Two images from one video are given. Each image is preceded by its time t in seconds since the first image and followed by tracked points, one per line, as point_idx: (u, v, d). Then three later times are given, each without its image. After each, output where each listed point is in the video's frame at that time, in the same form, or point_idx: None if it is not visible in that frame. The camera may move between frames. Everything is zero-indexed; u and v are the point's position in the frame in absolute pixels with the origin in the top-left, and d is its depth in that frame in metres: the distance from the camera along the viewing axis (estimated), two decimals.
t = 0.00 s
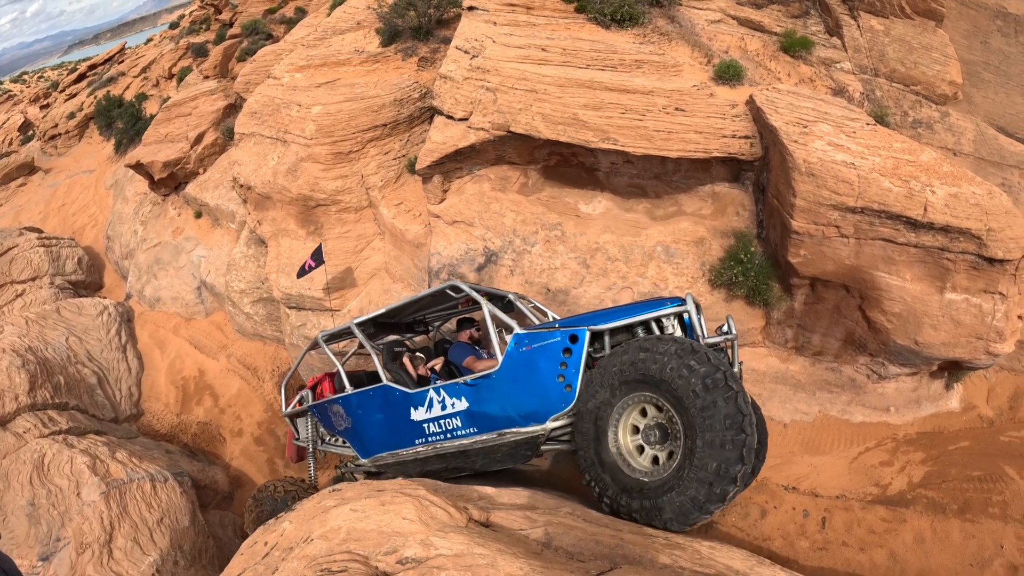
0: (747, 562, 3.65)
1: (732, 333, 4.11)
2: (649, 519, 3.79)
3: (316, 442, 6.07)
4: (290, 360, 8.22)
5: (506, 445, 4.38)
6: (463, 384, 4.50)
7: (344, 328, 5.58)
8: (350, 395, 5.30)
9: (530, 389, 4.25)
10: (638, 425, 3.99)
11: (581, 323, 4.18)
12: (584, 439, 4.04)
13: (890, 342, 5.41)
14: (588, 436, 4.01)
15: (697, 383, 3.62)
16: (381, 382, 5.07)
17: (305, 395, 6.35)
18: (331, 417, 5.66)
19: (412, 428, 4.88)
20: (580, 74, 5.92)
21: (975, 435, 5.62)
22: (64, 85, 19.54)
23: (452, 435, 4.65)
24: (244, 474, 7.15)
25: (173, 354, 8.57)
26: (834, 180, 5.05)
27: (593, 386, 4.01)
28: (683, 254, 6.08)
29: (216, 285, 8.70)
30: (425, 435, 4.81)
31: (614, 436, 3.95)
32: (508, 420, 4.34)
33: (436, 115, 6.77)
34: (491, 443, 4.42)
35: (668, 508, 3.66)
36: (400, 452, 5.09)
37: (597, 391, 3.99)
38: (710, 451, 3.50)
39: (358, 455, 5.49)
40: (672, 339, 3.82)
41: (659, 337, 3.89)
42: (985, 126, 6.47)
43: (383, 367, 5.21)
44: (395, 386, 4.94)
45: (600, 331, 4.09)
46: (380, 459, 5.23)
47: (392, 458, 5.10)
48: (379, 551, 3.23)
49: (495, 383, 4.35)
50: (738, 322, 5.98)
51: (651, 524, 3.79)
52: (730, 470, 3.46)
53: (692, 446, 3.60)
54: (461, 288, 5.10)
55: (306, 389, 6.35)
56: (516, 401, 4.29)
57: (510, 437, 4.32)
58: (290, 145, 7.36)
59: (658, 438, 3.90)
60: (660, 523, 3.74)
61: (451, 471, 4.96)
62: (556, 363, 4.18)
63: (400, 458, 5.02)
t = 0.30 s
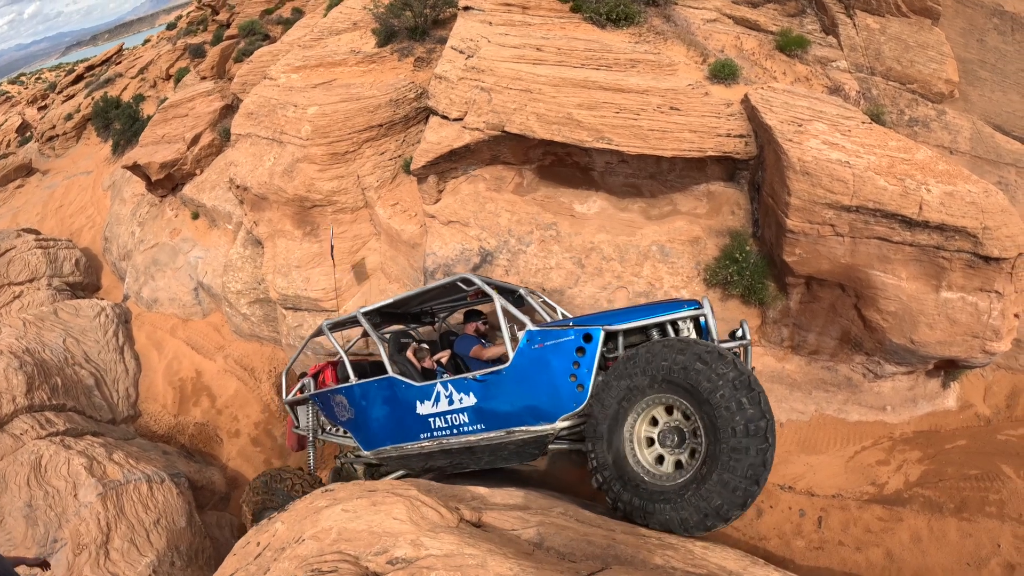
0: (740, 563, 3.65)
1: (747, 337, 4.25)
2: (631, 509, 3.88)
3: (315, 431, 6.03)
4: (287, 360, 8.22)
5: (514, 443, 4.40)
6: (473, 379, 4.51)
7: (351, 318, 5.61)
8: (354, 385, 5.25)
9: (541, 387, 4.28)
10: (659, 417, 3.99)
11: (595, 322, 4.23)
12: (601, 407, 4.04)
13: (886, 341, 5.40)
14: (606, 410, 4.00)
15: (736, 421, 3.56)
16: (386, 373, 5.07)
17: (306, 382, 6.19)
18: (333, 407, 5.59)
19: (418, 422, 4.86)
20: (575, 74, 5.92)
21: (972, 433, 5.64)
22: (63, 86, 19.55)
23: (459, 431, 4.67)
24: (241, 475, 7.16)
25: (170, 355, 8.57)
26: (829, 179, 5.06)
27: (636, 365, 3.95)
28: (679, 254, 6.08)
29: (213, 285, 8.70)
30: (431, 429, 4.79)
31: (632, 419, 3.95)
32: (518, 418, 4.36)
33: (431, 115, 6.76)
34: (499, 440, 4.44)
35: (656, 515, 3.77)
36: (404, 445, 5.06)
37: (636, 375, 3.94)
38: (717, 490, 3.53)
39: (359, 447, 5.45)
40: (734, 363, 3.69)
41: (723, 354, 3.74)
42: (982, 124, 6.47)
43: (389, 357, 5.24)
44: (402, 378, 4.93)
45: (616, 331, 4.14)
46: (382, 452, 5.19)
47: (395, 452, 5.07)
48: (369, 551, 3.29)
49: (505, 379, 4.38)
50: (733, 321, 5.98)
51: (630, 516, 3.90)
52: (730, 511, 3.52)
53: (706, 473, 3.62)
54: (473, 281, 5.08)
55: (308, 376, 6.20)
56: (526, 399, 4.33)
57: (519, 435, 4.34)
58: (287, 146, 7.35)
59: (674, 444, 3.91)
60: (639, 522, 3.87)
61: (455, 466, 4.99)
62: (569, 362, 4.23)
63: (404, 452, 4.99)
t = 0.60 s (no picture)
0: (728, 556, 3.66)
1: (756, 336, 4.42)
2: (612, 473, 3.99)
3: (315, 419, 5.86)
4: (279, 356, 8.21)
5: (522, 435, 4.42)
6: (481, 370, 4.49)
7: (355, 305, 5.47)
8: (357, 374, 5.17)
9: (551, 379, 4.30)
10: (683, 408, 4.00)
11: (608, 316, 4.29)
12: (635, 370, 4.04)
13: (875, 334, 5.43)
14: (640, 379, 4.00)
15: (748, 462, 3.57)
16: (391, 362, 5.01)
17: (306, 369, 6.00)
18: (334, 395, 5.50)
19: (424, 413, 4.83)
20: (564, 67, 5.91)
21: (962, 426, 5.69)
22: (54, 82, 19.43)
23: (465, 422, 4.65)
24: (233, 471, 7.16)
25: (163, 352, 8.54)
26: (818, 173, 5.07)
27: (694, 356, 3.89)
28: (668, 247, 6.07)
29: (205, 282, 8.68)
30: (437, 420, 4.76)
31: (660, 398, 3.97)
32: (528, 410, 4.38)
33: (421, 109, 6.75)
34: (508, 432, 4.45)
35: (635, 499, 3.89)
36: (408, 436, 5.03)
37: (687, 365, 3.89)
38: (698, 512, 3.67)
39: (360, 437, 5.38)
40: (779, 412, 3.64)
41: (776, 400, 3.67)
42: (973, 118, 6.51)
43: (395, 347, 5.25)
44: (409, 367, 4.86)
45: (630, 324, 4.22)
46: (386, 443, 5.15)
47: (399, 442, 5.02)
48: (356, 545, 3.31)
49: (515, 371, 4.38)
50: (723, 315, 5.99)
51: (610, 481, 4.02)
52: (698, 527, 3.69)
53: (700, 490, 3.71)
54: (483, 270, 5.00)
55: (308, 363, 6.00)
56: (536, 391, 4.34)
57: (529, 427, 4.37)
58: (277, 141, 7.32)
59: (685, 441, 3.95)
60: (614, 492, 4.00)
61: (459, 457, 5.00)
62: (580, 355, 4.27)
63: (408, 442, 4.95)
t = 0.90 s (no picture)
0: (711, 546, 3.68)
1: (755, 330, 4.46)
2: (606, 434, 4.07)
3: (304, 415, 5.77)
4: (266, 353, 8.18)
5: (522, 431, 4.42)
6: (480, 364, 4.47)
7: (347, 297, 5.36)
8: (351, 368, 5.10)
9: (552, 374, 4.29)
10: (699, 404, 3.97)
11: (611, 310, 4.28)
12: (672, 351, 3.97)
13: (859, 323, 5.48)
14: (672, 363, 3.94)
15: (733, 489, 3.62)
16: (386, 357, 4.95)
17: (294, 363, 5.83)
18: (326, 390, 5.44)
19: (420, 408, 4.79)
20: (546, 60, 5.89)
21: (947, 414, 5.76)
22: (36, 81, 19.22)
23: (463, 418, 4.62)
24: (222, 469, 7.14)
25: (150, 351, 8.49)
26: (800, 163, 5.08)
27: (733, 368, 3.78)
28: (651, 239, 6.08)
29: (190, 280, 8.63)
30: (434, 415, 4.72)
31: (682, 387, 3.93)
32: (528, 405, 4.36)
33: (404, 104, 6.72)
34: (507, 428, 4.45)
35: (619, 471, 3.99)
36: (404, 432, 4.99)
37: (721, 373, 3.80)
38: (668, 509, 3.82)
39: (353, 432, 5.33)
40: (787, 456, 3.59)
41: (791, 443, 3.60)
42: (957, 108, 6.56)
43: (390, 340, 5.15)
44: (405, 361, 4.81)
45: (633, 319, 4.21)
46: (381, 439, 5.10)
47: (395, 438, 4.98)
48: (337, 540, 3.32)
49: (515, 365, 4.35)
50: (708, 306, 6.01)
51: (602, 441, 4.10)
52: (664, 518, 3.85)
53: (683, 491, 3.80)
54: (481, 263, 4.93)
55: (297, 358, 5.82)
56: (537, 385, 4.33)
57: (529, 423, 4.37)
58: (260, 138, 7.28)
59: (690, 437, 3.96)
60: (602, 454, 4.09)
61: (455, 453, 4.99)
62: (582, 350, 4.28)
63: (404, 439, 4.92)
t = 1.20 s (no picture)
0: (702, 538, 3.64)
1: (760, 329, 4.48)
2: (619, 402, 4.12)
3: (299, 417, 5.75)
4: (254, 355, 8.14)
5: (527, 433, 4.44)
6: (483, 366, 4.43)
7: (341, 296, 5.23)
8: (347, 371, 5.05)
9: (557, 376, 4.27)
10: (719, 410, 3.99)
11: (617, 310, 4.26)
12: (719, 353, 3.92)
13: (846, 314, 5.51)
14: (713, 365, 3.92)
15: (717, 506, 3.78)
16: (383, 358, 4.89)
17: (285, 364, 5.78)
18: (321, 393, 5.38)
19: (421, 411, 4.77)
20: (529, 56, 5.87)
21: (934, 402, 5.81)
22: (18, 85, 19.04)
23: (467, 421, 4.61)
24: (213, 472, 7.09)
25: (138, 355, 8.43)
26: (784, 155, 5.08)
27: (769, 398, 3.76)
28: (637, 233, 6.08)
29: (177, 283, 8.57)
30: (436, 419, 4.70)
31: (710, 391, 3.94)
32: (532, 407, 4.36)
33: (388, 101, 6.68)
34: (512, 430, 4.45)
35: (620, 444, 4.06)
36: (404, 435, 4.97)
37: (753, 397, 3.79)
38: (648, 498, 3.97)
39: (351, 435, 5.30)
40: (780, 496, 3.68)
41: (788, 487, 3.67)
42: (940, 99, 6.60)
43: (387, 342, 5.03)
44: (403, 364, 4.75)
45: (641, 319, 4.19)
46: (382, 442, 5.10)
47: (395, 442, 4.99)
48: (328, 542, 3.31)
49: (519, 367, 4.32)
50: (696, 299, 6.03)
51: (612, 407, 4.15)
52: (644, 501, 4.00)
53: (672, 486, 3.93)
54: (480, 261, 4.90)
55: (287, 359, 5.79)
56: (542, 387, 4.31)
57: (534, 425, 4.37)
58: (244, 138, 7.23)
59: (700, 437, 4.01)
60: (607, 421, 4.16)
61: (457, 454, 5.00)
62: (588, 350, 4.26)
63: (405, 442, 4.92)
